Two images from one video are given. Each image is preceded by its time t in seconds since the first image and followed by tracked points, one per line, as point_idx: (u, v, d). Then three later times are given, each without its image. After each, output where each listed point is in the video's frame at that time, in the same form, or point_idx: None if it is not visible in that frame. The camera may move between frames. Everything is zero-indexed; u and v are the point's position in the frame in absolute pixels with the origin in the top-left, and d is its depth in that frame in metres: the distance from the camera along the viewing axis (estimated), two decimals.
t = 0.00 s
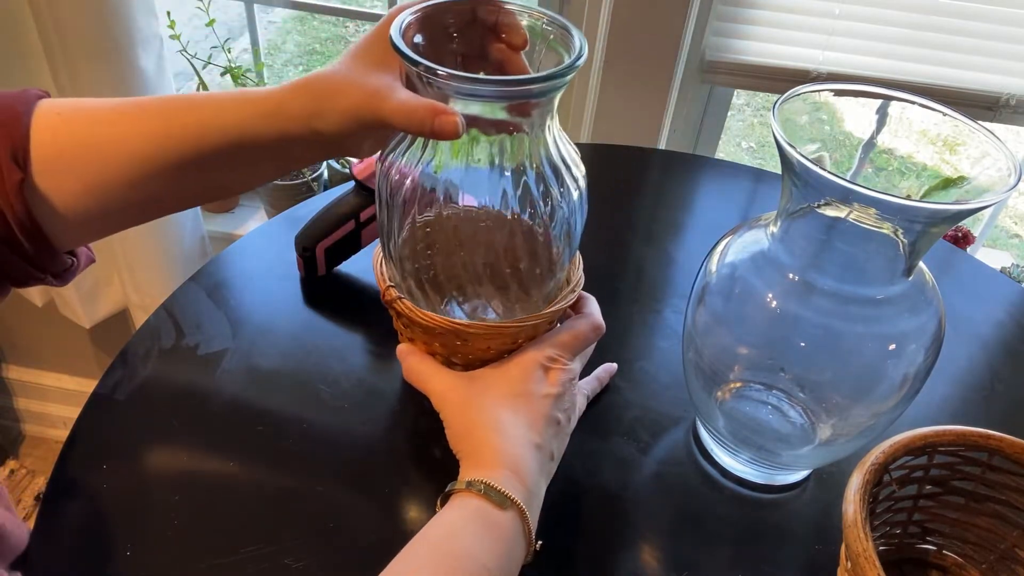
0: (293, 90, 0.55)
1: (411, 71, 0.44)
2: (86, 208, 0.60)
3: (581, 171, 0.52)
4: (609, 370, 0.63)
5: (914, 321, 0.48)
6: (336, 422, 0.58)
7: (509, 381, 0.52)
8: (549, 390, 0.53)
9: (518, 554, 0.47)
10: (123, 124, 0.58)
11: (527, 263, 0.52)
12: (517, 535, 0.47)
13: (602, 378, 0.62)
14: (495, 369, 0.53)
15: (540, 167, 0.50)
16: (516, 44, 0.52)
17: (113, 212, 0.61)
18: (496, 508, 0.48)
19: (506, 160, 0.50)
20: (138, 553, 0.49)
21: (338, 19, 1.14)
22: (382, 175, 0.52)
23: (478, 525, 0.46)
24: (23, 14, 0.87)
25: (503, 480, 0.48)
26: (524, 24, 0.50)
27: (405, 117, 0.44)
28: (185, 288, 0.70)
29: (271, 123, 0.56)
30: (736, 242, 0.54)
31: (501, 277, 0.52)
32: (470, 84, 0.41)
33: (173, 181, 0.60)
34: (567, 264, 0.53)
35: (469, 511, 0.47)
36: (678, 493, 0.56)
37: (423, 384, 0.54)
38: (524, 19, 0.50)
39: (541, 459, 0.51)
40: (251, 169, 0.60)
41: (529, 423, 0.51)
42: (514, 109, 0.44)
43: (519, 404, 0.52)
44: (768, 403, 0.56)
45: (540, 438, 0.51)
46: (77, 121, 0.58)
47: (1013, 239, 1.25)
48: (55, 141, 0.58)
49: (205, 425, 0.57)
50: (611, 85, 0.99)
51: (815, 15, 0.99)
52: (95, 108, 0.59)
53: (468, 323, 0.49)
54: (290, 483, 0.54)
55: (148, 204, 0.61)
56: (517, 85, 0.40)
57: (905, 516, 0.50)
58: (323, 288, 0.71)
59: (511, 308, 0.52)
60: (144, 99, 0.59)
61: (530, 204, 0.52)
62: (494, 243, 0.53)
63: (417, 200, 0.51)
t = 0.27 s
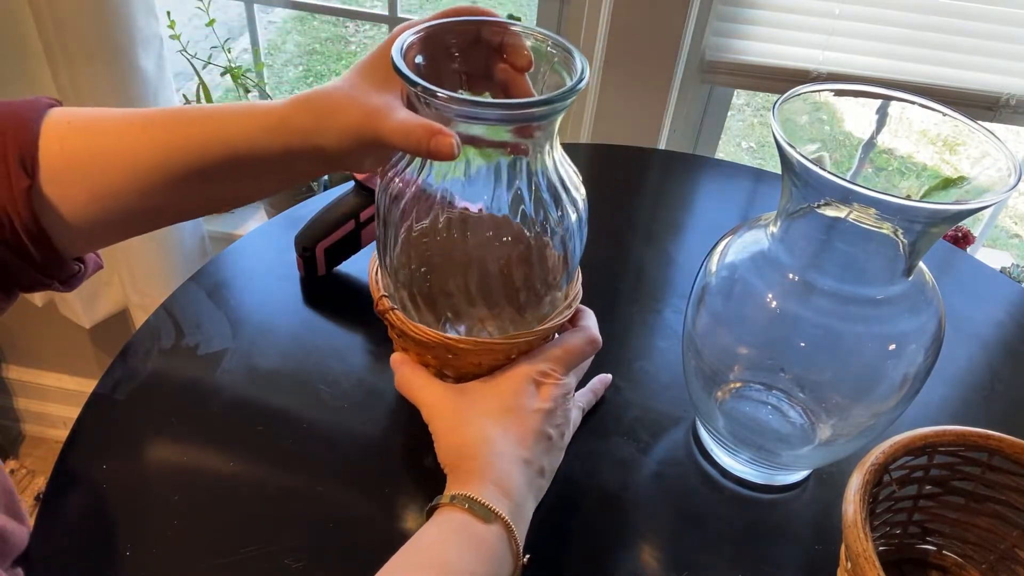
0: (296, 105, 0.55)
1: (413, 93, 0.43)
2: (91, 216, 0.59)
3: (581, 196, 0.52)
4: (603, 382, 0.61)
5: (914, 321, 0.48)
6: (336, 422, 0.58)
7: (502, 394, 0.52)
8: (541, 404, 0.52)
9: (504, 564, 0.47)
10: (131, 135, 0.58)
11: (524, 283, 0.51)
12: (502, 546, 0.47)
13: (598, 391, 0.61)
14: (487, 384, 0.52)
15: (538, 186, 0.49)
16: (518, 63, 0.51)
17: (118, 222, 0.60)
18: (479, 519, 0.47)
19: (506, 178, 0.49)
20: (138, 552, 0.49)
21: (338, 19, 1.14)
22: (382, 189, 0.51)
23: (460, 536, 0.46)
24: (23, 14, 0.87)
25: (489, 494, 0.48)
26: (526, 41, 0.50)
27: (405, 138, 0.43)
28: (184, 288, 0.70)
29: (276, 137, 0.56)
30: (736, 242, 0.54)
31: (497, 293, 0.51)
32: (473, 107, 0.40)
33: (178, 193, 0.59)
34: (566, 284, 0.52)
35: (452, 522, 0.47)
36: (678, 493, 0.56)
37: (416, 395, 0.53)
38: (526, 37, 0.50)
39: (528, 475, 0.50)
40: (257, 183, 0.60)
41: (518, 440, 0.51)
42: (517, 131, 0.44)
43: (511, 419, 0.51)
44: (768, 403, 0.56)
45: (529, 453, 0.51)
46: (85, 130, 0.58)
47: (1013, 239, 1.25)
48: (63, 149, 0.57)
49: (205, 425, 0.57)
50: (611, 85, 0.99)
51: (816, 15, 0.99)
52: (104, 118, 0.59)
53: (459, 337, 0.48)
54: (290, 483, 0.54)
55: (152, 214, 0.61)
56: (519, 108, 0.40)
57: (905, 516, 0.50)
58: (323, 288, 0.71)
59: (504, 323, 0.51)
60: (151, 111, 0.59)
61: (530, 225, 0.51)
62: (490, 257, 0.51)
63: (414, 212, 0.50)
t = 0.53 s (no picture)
0: (311, 102, 0.55)
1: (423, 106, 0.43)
2: (107, 209, 0.59)
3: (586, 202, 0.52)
4: (605, 389, 0.61)
5: (914, 321, 0.48)
6: (336, 422, 0.58)
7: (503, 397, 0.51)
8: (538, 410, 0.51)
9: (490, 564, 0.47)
10: (148, 127, 0.58)
11: (529, 289, 0.51)
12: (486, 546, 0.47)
13: (599, 398, 0.60)
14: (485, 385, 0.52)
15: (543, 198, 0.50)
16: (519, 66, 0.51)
17: (134, 214, 0.60)
18: (465, 518, 0.47)
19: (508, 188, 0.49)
20: (137, 553, 0.49)
21: (338, 19, 1.14)
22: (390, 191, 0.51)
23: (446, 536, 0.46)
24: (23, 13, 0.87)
25: (476, 494, 0.48)
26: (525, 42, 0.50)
27: (411, 148, 0.43)
28: (185, 288, 0.70)
29: (294, 133, 0.56)
30: (736, 242, 0.54)
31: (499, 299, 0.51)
32: (485, 121, 0.40)
33: (195, 186, 0.59)
34: (571, 293, 0.51)
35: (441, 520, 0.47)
36: (678, 493, 0.56)
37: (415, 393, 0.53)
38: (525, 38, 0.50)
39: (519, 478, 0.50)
40: (273, 178, 0.60)
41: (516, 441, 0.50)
42: (530, 142, 0.43)
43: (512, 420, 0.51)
44: (767, 403, 0.56)
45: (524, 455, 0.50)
46: (104, 122, 0.58)
47: (1013, 239, 1.25)
48: (81, 141, 0.57)
49: (205, 425, 0.57)
50: (611, 85, 0.99)
51: (815, 14, 0.99)
52: (122, 111, 0.59)
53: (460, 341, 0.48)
54: (290, 483, 0.54)
55: (169, 206, 0.61)
56: (531, 120, 0.40)
57: (904, 516, 0.50)
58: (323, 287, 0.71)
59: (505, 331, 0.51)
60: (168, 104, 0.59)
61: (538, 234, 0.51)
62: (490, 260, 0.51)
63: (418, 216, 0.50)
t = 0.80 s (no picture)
0: (344, 90, 0.59)
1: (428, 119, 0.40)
2: (139, 189, 0.60)
3: (598, 234, 0.47)
4: (588, 419, 0.58)
5: (914, 321, 0.48)
6: (335, 422, 0.58)
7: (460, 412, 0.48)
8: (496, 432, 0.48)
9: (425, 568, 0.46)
10: (184, 108, 0.60)
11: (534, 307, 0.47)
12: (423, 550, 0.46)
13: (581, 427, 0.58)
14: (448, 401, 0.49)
15: (554, 212, 0.46)
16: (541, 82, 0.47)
17: (166, 195, 0.62)
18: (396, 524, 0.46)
19: (517, 198, 0.45)
20: (138, 552, 0.49)
21: (337, 19, 1.14)
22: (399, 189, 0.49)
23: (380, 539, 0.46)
24: (23, 13, 0.87)
25: (415, 504, 0.47)
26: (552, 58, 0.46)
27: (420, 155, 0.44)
28: (184, 287, 0.70)
29: (327, 119, 0.59)
30: (736, 242, 0.54)
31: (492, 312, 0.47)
32: (493, 135, 0.37)
33: (227, 167, 0.61)
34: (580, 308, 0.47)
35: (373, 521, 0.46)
36: (677, 493, 0.56)
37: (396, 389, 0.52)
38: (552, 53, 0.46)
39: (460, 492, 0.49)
40: (303, 162, 0.62)
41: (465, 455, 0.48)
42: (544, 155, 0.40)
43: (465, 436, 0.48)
44: (767, 403, 0.56)
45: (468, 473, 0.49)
46: (140, 103, 0.59)
47: (1013, 239, 1.25)
48: (117, 123, 0.59)
49: (205, 425, 0.57)
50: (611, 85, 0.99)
51: (815, 14, 0.99)
52: (158, 93, 0.60)
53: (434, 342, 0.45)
54: (289, 482, 0.54)
55: (200, 188, 0.62)
56: (543, 133, 0.37)
57: (904, 516, 0.50)
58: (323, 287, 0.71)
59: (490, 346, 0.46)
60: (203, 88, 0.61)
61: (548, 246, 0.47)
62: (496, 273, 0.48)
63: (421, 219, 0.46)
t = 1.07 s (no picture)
0: (367, 94, 0.59)
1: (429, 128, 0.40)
2: (164, 188, 0.60)
3: (607, 247, 0.48)
4: (575, 436, 0.57)
5: (914, 321, 0.48)
6: (335, 422, 0.58)
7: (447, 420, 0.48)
8: (483, 443, 0.48)
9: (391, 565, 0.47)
10: (210, 108, 0.60)
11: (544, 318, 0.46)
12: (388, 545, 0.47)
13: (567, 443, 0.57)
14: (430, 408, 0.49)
15: (562, 218, 0.46)
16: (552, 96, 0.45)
17: (189, 196, 0.62)
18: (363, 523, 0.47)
19: (525, 203, 0.45)
20: (138, 552, 0.50)
21: (337, 19, 1.14)
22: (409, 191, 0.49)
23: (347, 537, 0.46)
24: (23, 13, 0.87)
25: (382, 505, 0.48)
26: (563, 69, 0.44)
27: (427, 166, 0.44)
28: (185, 287, 0.70)
29: (351, 122, 0.59)
30: (736, 242, 0.54)
31: (505, 318, 0.46)
32: (491, 143, 0.37)
33: (251, 170, 0.61)
34: (592, 315, 0.48)
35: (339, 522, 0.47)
36: (677, 493, 0.56)
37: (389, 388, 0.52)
38: (564, 65, 0.44)
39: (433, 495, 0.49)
40: (326, 165, 0.62)
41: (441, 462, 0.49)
42: (546, 161, 0.40)
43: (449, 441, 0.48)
44: (768, 403, 0.56)
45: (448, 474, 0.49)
46: (167, 102, 0.59)
47: (1013, 239, 1.25)
48: (145, 122, 0.59)
49: (205, 425, 0.57)
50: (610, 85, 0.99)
51: (815, 14, 0.99)
52: (186, 93, 0.60)
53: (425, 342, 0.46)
54: (289, 482, 0.54)
55: (223, 189, 0.62)
56: (541, 141, 0.37)
57: (904, 516, 0.50)
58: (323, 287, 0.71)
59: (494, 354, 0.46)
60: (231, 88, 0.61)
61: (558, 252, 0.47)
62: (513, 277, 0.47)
63: (431, 218, 0.46)
